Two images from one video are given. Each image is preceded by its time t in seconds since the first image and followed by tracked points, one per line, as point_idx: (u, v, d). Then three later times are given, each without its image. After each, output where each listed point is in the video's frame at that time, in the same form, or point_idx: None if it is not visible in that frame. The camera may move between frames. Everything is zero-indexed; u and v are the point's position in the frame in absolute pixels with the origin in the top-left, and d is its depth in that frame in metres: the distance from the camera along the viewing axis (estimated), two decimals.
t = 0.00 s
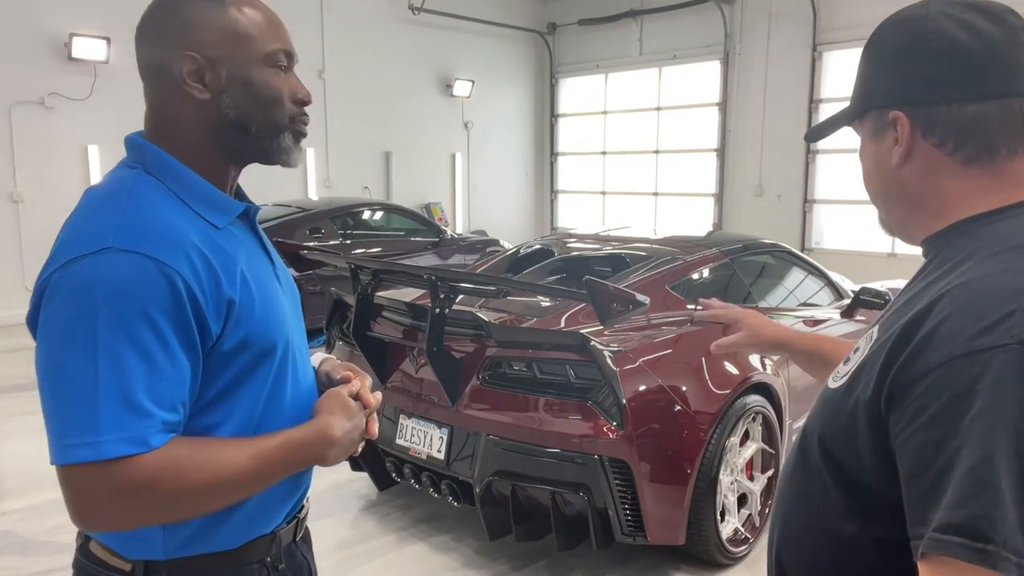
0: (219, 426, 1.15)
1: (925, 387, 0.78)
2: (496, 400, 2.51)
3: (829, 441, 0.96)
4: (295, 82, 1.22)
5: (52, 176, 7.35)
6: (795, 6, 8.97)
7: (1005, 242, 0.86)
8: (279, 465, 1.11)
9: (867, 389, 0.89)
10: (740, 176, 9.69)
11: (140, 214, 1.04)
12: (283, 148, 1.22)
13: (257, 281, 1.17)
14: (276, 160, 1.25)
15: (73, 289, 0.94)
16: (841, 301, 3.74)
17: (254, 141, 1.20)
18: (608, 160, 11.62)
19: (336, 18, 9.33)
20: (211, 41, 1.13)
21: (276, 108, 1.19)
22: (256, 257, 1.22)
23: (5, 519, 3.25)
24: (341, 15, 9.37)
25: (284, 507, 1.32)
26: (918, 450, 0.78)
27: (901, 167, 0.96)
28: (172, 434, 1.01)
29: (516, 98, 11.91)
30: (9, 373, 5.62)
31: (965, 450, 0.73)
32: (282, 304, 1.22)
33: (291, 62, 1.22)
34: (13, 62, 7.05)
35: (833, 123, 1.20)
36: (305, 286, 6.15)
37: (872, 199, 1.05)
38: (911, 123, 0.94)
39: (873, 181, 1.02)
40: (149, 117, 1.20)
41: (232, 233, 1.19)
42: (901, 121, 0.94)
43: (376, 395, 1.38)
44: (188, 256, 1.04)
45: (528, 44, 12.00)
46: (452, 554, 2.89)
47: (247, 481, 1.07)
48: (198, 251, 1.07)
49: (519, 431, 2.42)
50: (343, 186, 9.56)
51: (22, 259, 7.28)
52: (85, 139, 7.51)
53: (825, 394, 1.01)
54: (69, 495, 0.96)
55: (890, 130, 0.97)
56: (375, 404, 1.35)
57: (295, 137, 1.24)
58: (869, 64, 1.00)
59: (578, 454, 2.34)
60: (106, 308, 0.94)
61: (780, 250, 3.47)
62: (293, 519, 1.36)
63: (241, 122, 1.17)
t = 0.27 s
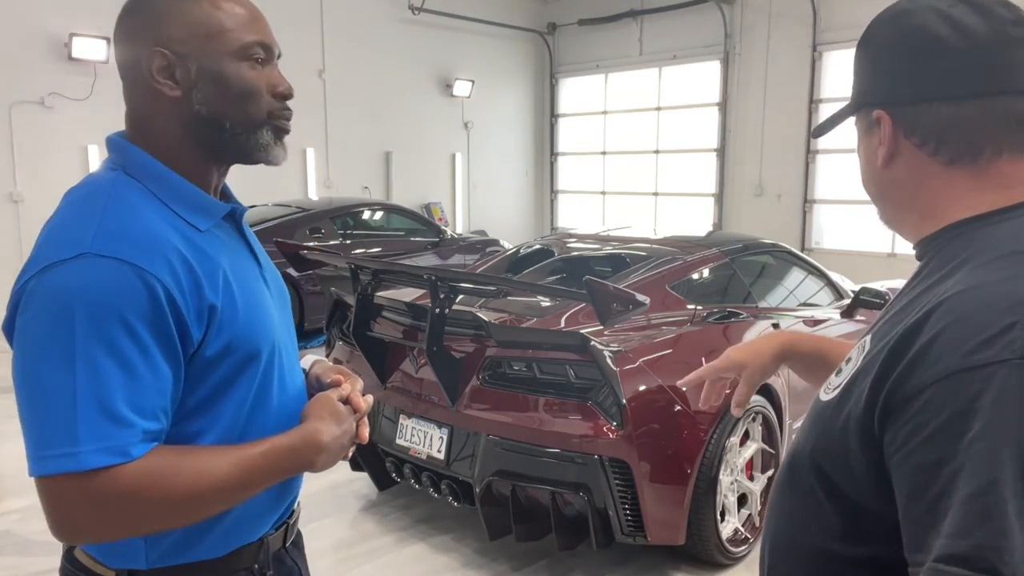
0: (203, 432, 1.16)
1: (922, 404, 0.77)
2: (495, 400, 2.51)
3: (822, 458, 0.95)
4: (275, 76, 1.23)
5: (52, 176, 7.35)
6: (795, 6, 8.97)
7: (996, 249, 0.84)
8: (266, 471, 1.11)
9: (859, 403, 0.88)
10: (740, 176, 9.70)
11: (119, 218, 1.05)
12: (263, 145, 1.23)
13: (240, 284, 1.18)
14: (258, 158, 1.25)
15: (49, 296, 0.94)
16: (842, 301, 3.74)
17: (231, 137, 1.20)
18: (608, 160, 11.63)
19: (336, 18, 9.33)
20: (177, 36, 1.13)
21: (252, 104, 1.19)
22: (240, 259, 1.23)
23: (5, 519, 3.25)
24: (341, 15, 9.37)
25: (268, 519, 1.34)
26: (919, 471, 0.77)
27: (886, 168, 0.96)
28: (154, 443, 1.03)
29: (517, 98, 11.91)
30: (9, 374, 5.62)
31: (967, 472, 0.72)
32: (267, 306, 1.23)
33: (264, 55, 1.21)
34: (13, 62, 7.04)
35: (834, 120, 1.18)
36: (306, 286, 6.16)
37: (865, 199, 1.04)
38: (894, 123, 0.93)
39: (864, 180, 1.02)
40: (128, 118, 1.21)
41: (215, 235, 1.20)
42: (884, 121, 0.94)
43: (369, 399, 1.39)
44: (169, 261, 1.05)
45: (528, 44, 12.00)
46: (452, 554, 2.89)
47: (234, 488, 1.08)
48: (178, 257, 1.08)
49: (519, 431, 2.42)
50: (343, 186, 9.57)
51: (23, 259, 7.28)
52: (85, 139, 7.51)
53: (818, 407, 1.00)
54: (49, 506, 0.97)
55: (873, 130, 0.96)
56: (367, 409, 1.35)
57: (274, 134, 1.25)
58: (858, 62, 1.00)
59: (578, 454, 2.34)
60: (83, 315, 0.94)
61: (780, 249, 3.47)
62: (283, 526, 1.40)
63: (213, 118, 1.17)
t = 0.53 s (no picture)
0: (193, 435, 1.17)
1: (897, 421, 0.77)
2: (496, 400, 2.51)
3: (804, 474, 0.94)
4: (264, 76, 1.24)
5: (52, 177, 7.35)
6: (795, 6, 8.97)
7: (982, 260, 0.83)
8: (253, 477, 1.13)
9: (838, 416, 0.88)
10: (740, 175, 9.70)
11: (107, 222, 1.06)
12: (252, 147, 1.24)
13: (230, 288, 1.19)
14: (246, 160, 1.26)
15: (35, 303, 0.95)
16: (842, 301, 3.74)
17: (218, 139, 1.21)
18: (608, 160, 11.62)
19: (336, 18, 9.32)
20: (168, 38, 1.14)
21: (242, 105, 1.20)
22: (231, 262, 1.24)
23: (5, 519, 3.25)
24: (341, 15, 9.37)
25: (264, 516, 1.35)
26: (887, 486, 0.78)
27: (888, 166, 0.95)
28: (141, 450, 1.04)
29: (517, 98, 11.91)
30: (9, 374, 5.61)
31: (935, 491, 0.73)
32: (258, 309, 1.24)
33: (256, 57, 1.23)
34: (13, 62, 7.04)
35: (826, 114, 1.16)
36: (306, 286, 6.18)
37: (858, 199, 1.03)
38: (898, 118, 0.92)
39: (860, 176, 1.00)
40: (117, 119, 1.21)
41: (206, 238, 1.21)
42: (891, 116, 0.92)
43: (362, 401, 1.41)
44: (157, 267, 1.06)
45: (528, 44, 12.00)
46: (452, 554, 2.89)
47: (222, 494, 1.10)
48: (167, 262, 1.08)
49: (519, 431, 2.42)
50: (343, 186, 9.56)
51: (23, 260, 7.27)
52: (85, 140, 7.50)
53: (800, 418, 1.00)
54: (34, 510, 0.98)
55: (879, 125, 0.95)
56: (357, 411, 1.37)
57: (262, 137, 1.25)
58: (856, 55, 0.98)
59: (578, 454, 2.34)
60: (70, 322, 0.95)
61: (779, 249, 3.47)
62: (277, 524, 1.40)
63: (201, 120, 1.18)
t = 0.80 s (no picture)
0: (178, 438, 1.21)
1: (975, 458, 0.71)
2: (496, 400, 2.51)
3: (830, 501, 0.88)
4: (274, 111, 1.33)
5: (52, 176, 7.35)
6: (795, 6, 8.97)
7: None
8: (235, 479, 1.16)
9: (889, 445, 0.81)
10: (740, 176, 9.71)
11: (84, 230, 1.09)
12: (254, 175, 1.33)
13: (212, 291, 1.23)
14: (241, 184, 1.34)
15: (11, 311, 0.99)
16: (842, 301, 3.74)
17: (230, 166, 1.29)
18: (608, 160, 11.62)
19: (336, 18, 9.32)
20: (212, 68, 1.20)
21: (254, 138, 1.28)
22: (216, 265, 1.27)
23: (5, 519, 3.25)
24: (341, 15, 9.37)
25: (260, 512, 1.36)
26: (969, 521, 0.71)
27: (953, 160, 0.89)
28: (121, 453, 1.07)
29: (517, 98, 11.91)
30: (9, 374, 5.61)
31: None
32: (242, 311, 1.27)
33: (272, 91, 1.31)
34: (13, 62, 7.04)
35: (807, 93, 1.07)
36: (306, 288, 6.21)
37: (876, 193, 0.96)
38: (996, 107, 0.85)
39: (900, 171, 0.93)
40: (112, 122, 1.25)
41: (189, 242, 1.24)
42: (981, 101, 0.86)
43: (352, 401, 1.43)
44: (134, 273, 1.10)
45: (528, 44, 12.00)
46: (452, 554, 2.89)
47: (204, 496, 1.13)
48: (145, 269, 1.12)
49: (519, 431, 2.42)
50: (343, 186, 9.56)
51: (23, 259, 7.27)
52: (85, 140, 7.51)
53: (824, 442, 0.92)
54: (16, 513, 1.02)
55: (955, 111, 0.88)
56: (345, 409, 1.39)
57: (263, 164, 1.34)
58: (918, 28, 0.90)
59: (578, 454, 2.34)
60: (45, 329, 0.99)
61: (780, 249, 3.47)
62: (271, 522, 1.41)
63: (222, 149, 1.26)
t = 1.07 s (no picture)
0: (170, 436, 1.21)
1: None
2: (495, 399, 2.51)
3: (878, 527, 0.81)
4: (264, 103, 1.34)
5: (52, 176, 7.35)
6: (795, 6, 8.98)
7: None
8: (227, 478, 1.16)
9: (958, 467, 0.74)
10: (740, 175, 9.72)
11: (81, 227, 1.10)
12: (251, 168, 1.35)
13: (208, 290, 1.23)
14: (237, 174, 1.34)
15: (8, 306, 1.00)
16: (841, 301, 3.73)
17: (228, 160, 1.29)
18: (608, 159, 11.64)
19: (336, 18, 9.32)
20: (203, 65, 1.21)
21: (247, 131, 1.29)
22: (212, 264, 1.27)
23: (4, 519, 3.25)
24: (341, 14, 9.37)
25: (252, 510, 1.36)
26: None
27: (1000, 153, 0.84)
28: (114, 450, 1.08)
29: (517, 98, 11.91)
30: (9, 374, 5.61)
31: None
32: (238, 310, 1.28)
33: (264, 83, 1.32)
34: (13, 62, 7.04)
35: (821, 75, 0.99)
36: (306, 287, 6.20)
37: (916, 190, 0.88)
38: None
39: (946, 166, 0.86)
40: (107, 121, 1.24)
41: (186, 241, 1.24)
42: None
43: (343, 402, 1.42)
44: (130, 271, 1.10)
45: (528, 44, 12.01)
46: (452, 554, 2.89)
47: (194, 495, 1.12)
48: (142, 267, 1.12)
49: (520, 430, 2.43)
50: (343, 186, 9.57)
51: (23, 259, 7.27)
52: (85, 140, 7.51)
53: (863, 463, 0.85)
54: (8, 508, 1.02)
55: (1008, 102, 0.83)
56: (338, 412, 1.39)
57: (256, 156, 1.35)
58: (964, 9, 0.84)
59: (578, 454, 2.34)
60: (41, 325, 0.99)
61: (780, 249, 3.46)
62: (263, 520, 1.40)
63: (219, 143, 1.26)
